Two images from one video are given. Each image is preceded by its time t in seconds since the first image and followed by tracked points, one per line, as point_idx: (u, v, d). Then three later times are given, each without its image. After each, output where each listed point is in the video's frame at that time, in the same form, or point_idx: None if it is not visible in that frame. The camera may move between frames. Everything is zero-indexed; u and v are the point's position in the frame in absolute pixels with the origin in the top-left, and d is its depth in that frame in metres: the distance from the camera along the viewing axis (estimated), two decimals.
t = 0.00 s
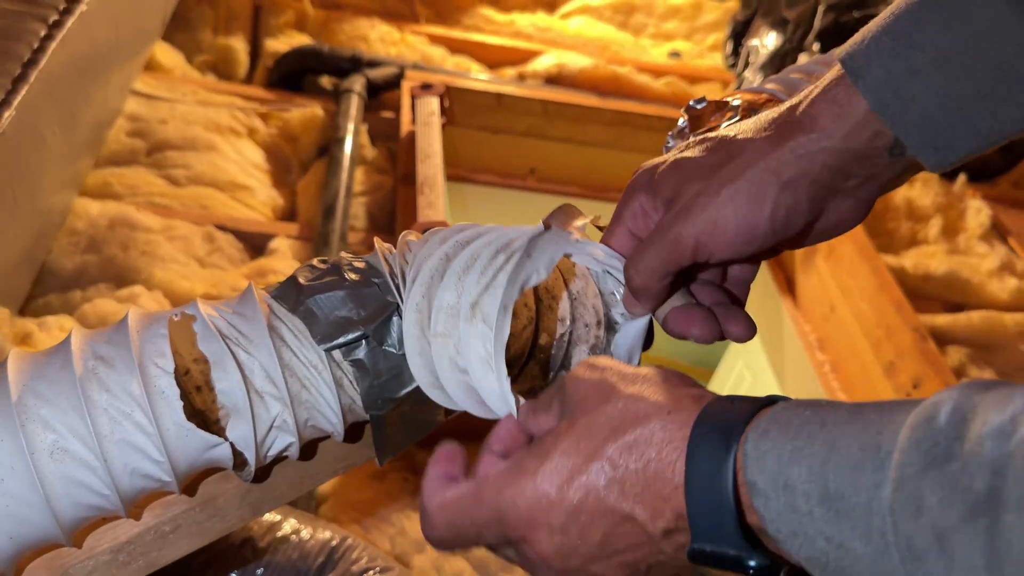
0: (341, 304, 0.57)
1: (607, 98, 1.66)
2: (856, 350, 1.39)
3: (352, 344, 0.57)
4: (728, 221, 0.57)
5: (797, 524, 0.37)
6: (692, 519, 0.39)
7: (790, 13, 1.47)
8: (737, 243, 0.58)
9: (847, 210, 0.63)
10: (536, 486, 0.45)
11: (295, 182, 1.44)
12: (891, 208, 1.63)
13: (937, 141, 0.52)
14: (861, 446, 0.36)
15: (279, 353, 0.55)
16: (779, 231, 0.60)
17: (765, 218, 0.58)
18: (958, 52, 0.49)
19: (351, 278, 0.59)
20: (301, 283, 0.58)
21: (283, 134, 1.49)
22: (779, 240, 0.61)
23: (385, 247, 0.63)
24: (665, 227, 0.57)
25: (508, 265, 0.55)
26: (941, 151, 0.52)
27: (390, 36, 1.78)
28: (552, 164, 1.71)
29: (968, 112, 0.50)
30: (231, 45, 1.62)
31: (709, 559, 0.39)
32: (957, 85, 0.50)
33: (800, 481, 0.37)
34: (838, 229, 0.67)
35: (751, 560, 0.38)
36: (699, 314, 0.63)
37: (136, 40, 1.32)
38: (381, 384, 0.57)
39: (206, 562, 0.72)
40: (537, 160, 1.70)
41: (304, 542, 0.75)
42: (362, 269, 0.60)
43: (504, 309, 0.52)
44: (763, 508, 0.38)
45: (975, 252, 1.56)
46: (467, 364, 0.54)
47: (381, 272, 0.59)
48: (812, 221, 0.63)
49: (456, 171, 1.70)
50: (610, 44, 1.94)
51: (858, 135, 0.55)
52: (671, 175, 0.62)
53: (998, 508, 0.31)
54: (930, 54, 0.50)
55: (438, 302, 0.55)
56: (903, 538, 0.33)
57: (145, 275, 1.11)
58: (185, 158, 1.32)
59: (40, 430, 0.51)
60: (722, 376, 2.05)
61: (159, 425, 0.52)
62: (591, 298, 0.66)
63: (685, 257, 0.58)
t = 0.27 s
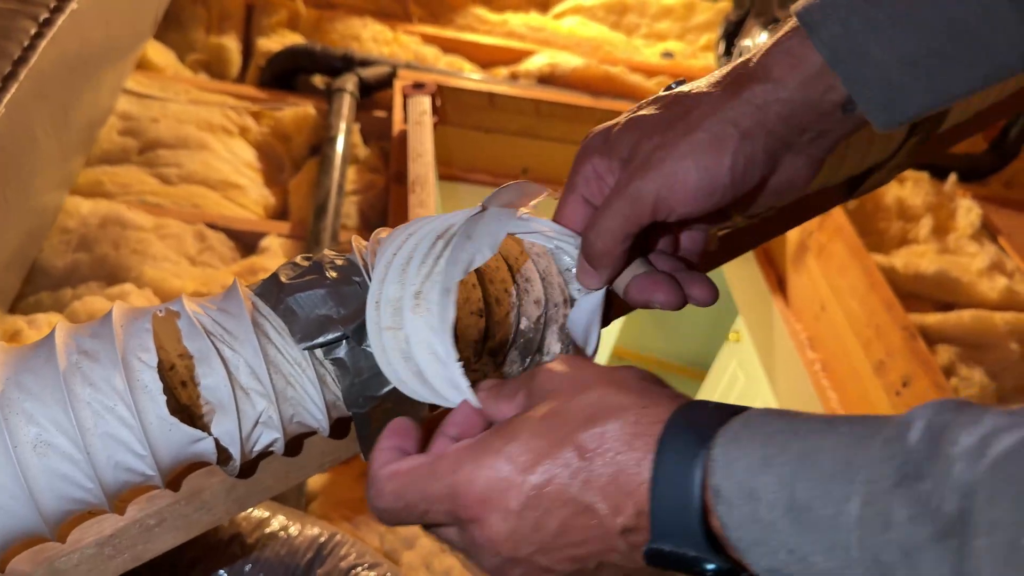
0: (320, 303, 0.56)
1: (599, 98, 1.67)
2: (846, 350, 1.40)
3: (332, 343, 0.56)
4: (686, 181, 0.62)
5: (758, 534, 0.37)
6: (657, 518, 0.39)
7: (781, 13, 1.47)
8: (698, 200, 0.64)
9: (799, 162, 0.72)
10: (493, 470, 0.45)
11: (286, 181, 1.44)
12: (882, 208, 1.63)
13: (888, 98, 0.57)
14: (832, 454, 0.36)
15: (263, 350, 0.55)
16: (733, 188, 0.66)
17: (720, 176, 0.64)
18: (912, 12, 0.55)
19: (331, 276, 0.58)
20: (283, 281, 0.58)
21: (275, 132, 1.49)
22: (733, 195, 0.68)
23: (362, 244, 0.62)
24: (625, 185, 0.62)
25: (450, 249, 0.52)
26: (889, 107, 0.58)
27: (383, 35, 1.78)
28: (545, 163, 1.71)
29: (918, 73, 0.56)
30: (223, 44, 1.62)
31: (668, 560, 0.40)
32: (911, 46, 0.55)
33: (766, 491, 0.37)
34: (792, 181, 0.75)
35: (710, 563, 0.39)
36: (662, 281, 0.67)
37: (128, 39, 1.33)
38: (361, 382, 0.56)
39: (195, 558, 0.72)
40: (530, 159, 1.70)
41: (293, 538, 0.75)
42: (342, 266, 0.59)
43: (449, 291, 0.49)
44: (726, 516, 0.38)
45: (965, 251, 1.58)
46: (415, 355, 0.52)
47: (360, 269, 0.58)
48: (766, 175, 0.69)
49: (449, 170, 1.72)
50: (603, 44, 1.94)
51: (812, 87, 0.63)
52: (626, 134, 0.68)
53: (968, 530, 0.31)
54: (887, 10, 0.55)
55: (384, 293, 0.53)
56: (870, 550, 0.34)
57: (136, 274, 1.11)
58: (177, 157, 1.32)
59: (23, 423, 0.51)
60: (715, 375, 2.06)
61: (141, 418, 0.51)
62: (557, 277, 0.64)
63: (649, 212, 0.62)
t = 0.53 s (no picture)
0: (313, 302, 0.57)
1: (595, 97, 1.67)
2: (841, 349, 1.40)
3: (325, 341, 0.58)
4: (660, 177, 0.62)
5: (703, 520, 0.39)
6: (606, 504, 0.41)
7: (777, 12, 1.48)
8: (671, 198, 0.64)
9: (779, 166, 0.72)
10: (446, 476, 0.46)
11: (282, 180, 1.44)
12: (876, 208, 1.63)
13: (869, 100, 0.59)
14: (768, 440, 0.38)
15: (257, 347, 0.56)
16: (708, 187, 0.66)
17: (694, 174, 0.64)
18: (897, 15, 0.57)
19: (324, 274, 0.59)
20: (275, 279, 0.59)
21: (271, 131, 1.49)
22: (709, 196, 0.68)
23: (356, 241, 0.63)
24: (598, 181, 0.62)
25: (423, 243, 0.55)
26: (872, 109, 0.60)
27: (380, 34, 1.78)
28: (541, 162, 1.71)
29: (900, 76, 0.58)
30: (219, 42, 1.62)
31: (621, 550, 0.41)
32: (894, 49, 0.58)
33: (707, 476, 0.39)
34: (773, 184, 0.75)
35: (661, 548, 0.40)
36: (638, 280, 0.66)
37: (123, 37, 1.33)
38: (354, 380, 0.58)
39: (189, 556, 0.72)
40: (526, 158, 1.70)
41: (287, 536, 0.75)
42: (335, 263, 0.60)
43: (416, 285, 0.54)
44: (672, 501, 0.40)
45: (958, 251, 1.58)
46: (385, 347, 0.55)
47: (352, 266, 0.59)
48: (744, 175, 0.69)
49: (444, 169, 1.70)
50: (600, 43, 1.94)
51: (792, 87, 0.63)
52: (604, 132, 0.69)
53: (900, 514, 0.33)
54: (873, 13, 0.58)
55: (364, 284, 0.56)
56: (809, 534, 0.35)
57: (131, 272, 1.11)
58: (172, 156, 1.32)
59: (16, 419, 0.51)
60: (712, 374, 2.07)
61: (136, 415, 0.52)
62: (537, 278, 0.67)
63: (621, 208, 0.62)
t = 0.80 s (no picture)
0: (320, 291, 0.56)
1: (594, 98, 1.67)
2: (838, 348, 1.40)
3: (332, 331, 0.57)
4: (690, 172, 0.62)
5: (829, 487, 0.38)
6: (725, 472, 0.40)
7: (775, 14, 1.48)
8: (701, 193, 0.64)
9: (808, 164, 0.72)
10: (566, 423, 0.46)
11: (281, 180, 1.44)
12: (873, 209, 1.64)
13: (894, 104, 0.58)
14: (904, 410, 0.37)
15: (259, 341, 0.56)
16: (738, 183, 0.66)
17: (724, 170, 0.63)
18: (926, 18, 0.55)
19: (330, 265, 0.58)
20: (280, 272, 0.58)
21: (270, 131, 1.49)
22: (735, 191, 0.68)
23: (362, 235, 0.63)
24: (632, 176, 0.61)
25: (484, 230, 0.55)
26: (898, 114, 0.59)
27: (378, 35, 1.78)
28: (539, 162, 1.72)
29: (925, 81, 0.57)
30: (218, 42, 1.62)
31: (734, 513, 0.41)
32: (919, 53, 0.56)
33: (838, 444, 0.38)
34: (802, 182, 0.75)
35: (775, 515, 0.40)
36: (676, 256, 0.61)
37: (123, 38, 1.33)
38: (360, 370, 0.57)
39: (188, 554, 0.72)
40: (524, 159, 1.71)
41: (287, 534, 0.75)
42: (341, 256, 0.59)
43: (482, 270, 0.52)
44: (797, 468, 0.39)
45: (956, 252, 1.59)
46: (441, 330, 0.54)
47: (359, 258, 0.58)
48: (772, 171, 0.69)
49: (443, 169, 1.71)
50: (598, 45, 1.95)
51: (817, 91, 0.64)
52: (642, 128, 0.71)
53: None
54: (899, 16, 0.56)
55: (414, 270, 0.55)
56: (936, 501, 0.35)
57: (130, 272, 1.11)
58: (171, 155, 1.32)
59: (22, 414, 0.51)
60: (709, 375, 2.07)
61: (140, 409, 0.52)
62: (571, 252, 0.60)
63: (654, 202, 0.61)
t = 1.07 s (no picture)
0: (324, 304, 0.58)
1: (590, 103, 1.68)
2: (832, 352, 1.41)
3: (336, 342, 0.58)
4: (728, 188, 0.64)
5: (882, 478, 0.42)
6: (777, 462, 0.44)
7: (770, 20, 1.49)
8: (738, 206, 0.65)
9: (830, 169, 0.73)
10: (625, 414, 0.50)
11: (279, 185, 1.45)
12: (867, 214, 1.64)
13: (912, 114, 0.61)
14: (954, 407, 0.40)
15: (264, 352, 0.56)
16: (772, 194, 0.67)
17: (760, 184, 0.65)
18: (933, 32, 0.58)
19: (334, 278, 0.60)
20: (284, 284, 0.60)
21: (268, 136, 1.50)
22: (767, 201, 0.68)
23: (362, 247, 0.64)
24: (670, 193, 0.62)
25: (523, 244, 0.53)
26: (912, 119, 0.62)
27: (375, 39, 1.79)
28: (535, 167, 1.72)
29: (938, 90, 0.59)
30: (216, 47, 1.63)
31: (784, 501, 0.44)
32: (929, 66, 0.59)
33: (892, 434, 0.42)
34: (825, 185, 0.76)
35: (827, 504, 0.43)
36: (699, 265, 0.66)
37: (121, 42, 1.33)
38: (363, 380, 0.58)
39: (190, 560, 0.73)
40: (520, 163, 1.71)
41: (288, 540, 0.76)
42: (344, 269, 0.61)
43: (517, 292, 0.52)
44: (851, 458, 0.43)
45: (949, 256, 1.61)
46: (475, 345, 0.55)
47: (362, 271, 0.60)
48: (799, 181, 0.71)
49: (439, 174, 1.71)
50: (594, 49, 1.96)
51: (843, 107, 0.64)
52: (671, 142, 0.70)
53: None
54: (912, 30, 0.58)
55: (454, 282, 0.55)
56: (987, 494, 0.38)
57: (129, 276, 1.12)
58: (170, 160, 1.33)
59: (29, 425, 0.52)
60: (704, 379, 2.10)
61: (146, 420, 0.52)
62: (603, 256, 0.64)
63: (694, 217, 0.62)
